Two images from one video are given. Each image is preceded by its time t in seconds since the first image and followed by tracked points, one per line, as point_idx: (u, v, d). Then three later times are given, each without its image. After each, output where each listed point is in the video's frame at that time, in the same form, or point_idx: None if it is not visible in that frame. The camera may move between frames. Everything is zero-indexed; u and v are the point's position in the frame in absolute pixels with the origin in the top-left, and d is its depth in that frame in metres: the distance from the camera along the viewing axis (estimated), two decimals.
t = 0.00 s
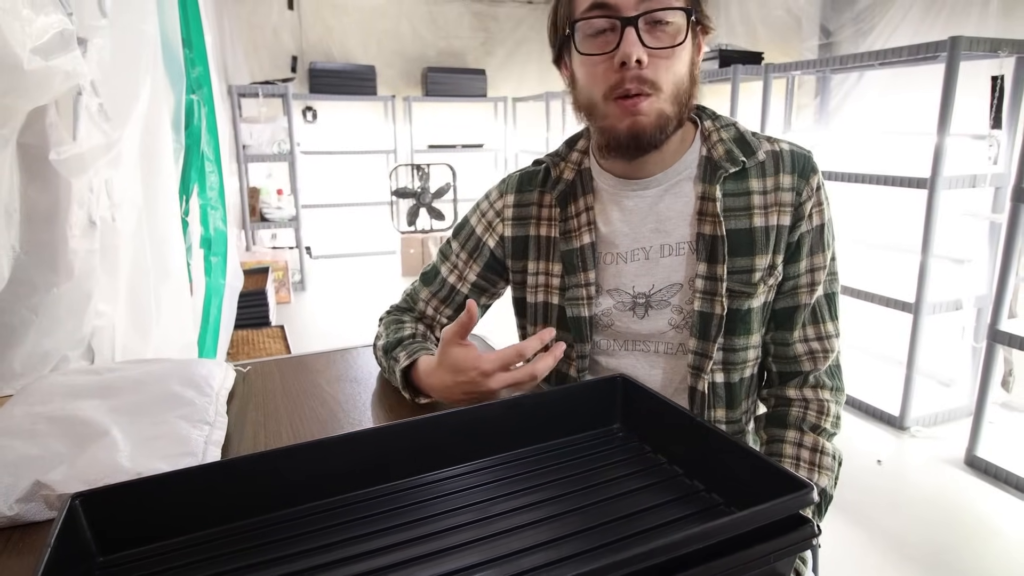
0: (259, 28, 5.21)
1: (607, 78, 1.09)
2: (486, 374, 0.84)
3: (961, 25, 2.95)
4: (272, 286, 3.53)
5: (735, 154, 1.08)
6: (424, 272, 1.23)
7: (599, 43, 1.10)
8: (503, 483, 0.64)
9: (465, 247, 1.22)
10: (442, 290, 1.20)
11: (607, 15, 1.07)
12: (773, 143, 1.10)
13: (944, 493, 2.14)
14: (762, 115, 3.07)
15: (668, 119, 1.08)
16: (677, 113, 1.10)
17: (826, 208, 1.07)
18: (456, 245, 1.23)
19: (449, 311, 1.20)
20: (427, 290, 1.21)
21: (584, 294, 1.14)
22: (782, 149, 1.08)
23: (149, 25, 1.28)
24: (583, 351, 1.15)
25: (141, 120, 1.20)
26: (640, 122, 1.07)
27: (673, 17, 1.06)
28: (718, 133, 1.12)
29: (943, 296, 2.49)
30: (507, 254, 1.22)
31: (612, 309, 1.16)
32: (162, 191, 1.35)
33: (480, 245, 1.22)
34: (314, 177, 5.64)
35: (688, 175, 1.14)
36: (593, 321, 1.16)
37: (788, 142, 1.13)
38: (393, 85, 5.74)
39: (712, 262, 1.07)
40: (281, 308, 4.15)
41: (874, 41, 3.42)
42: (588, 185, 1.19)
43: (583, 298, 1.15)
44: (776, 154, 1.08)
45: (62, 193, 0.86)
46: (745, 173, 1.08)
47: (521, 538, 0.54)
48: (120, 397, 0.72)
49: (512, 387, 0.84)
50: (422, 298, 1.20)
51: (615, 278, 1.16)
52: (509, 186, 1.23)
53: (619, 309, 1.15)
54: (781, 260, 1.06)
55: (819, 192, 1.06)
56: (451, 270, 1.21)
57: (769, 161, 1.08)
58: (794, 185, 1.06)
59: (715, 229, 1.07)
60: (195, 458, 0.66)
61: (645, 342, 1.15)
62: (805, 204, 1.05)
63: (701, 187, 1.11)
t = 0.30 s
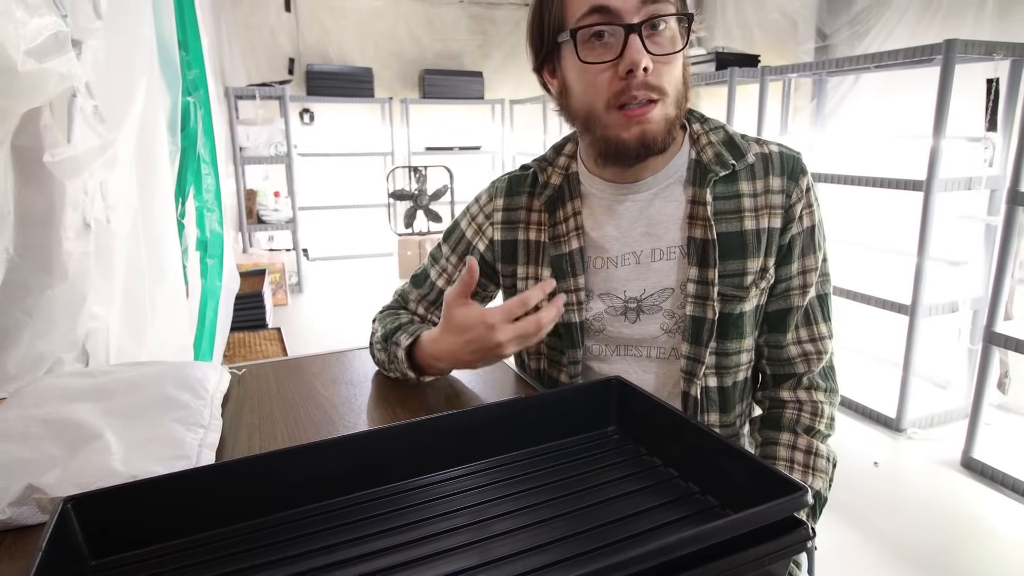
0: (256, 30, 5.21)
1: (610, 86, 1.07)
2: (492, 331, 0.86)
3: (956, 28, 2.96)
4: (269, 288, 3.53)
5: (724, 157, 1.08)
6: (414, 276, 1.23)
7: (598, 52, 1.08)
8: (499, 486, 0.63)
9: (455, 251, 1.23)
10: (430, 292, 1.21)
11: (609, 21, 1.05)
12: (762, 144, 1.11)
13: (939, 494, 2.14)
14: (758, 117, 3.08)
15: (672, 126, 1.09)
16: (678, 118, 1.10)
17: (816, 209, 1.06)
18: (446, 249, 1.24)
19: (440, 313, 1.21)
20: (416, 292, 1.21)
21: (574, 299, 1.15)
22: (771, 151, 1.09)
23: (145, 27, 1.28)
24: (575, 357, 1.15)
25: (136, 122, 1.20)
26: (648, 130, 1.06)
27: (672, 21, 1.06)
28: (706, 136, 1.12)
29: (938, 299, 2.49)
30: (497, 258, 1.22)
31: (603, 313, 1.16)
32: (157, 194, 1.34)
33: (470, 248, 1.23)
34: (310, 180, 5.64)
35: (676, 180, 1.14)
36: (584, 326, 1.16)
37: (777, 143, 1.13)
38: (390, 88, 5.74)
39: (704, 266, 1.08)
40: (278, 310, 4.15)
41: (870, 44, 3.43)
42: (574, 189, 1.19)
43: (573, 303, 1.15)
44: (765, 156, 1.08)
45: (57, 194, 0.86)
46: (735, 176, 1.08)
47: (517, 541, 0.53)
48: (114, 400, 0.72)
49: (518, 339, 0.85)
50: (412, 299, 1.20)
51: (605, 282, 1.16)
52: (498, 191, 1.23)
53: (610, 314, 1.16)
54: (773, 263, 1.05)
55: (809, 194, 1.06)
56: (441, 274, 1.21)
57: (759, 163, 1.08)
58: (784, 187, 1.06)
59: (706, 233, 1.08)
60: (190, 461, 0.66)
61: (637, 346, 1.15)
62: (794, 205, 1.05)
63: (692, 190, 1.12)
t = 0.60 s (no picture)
0: (253, 29, 5.20)
1: (570, 103, 1.07)
2: (461, 241, 1.01)
3: (952, 26, 2.97)
4: (266, 287, 3.52)
5: (709, 158, 1.08)
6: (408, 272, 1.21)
7: (558, 69, 1.07)
8: (495, 483, 0.63)
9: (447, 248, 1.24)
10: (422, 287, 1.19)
11: (566, 38, 1.04)
12: (748, 143, 1.11)
13: (936, 492, 2.15)
14: (755, 115, 3.08)
15: (636, 140, 1.08)
16: (644, 130, 1.09)
17: (804, 208, 1.06)
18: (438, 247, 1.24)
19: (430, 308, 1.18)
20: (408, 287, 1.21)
21: (562, 300, 1.15)
22: (758, 150, 1.09)
23: (139, 25, 1.27)
24: (565, 357, 1.15)
25: (130, 120, 1.20)
26: (610, 147, 1.07)
27: (632, 35, 1.04)
28: (691, 137, 1.12)
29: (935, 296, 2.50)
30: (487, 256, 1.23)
31: (592, 314, 1.16)
32: (152, 193, 1.34)
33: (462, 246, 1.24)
34: (307, 179, 5.63)
35: (660, 180, 1.14)
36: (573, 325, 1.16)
37: (764, 141, 1.13)
38: (387, 86, 5.74)
39: (690, 267, 1.08)
40: (275, 309, 4.14)
41: (866, 42, 3.43)
42: (559, 189, 1.19)
43: (561, 303, 1.15)
44: (751, 155, 1.08)
45: (50, 194, 0.85)
46: (720, 176, 1.08)
47: (512, 539, 0.53)
48: (110, 398, 0.71)
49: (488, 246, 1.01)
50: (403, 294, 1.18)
51: (593, 282, 1.17)
52: (488, 190, 1.25)
53: (599, 315, 1.16)
54: (761, 263, 1.06)
55: (797, 192, 1.06)
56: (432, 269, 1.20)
57: (745, 162, 1.08)
58: (770, 186, 1.06)
59: (692, 234, 1.08)
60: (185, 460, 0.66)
61: (626, 346, 1.15)
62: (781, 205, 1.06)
63: (676, 192, 1.12)
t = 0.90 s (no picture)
0: (250, 30, 5.20)
1: (563, 102, 1.07)
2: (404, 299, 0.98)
3: (947, 28, 2.98)
4: (263, 289, 3.51)
5: (700, 161, 1.09)
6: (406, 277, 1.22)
7: (549, 69, 1.07)
8: (492, 485, 0.63)
9: (443, 250, 1.24)
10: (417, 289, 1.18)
11: (556, 38, 1.04)
12: (740, 146, 1.11)
13: (934, 493, 2.15)
14: (752, 116, 3.08)
15: (631, 137, 1.08)
16: (638, 126, 1.10)
17: (797, 210, 1.06)
18: (434, 249, 1.24)
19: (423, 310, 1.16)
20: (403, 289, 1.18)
21: (555, 302, 1.15)
22: (749, 153, 1.09)
23: (134, 26, 1.27)
24: (559, 359, 1.15)
25: (126, 122, 1.20)
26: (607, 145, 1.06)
27: (621, 31, 1.04)
28: (683, 141, 1.13)
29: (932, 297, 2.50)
30: (482, 259, 1.23)
31: (585, 317, 1.16)
32: (148, 195, 1.34)
33: (457, 249, 1.25)
34: (304, 181, 5.62)
35: (652, 183, 1.13)
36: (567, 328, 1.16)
37: (756, 144, 1.13)
38: (384, 88, 5.74)
39: (682, 271, 1.08)
40: (273, 311, 4.13)
41: (863, 44, 3.44)
42: (552, 191, 1.19)
43: (554, 306, 1.15)
44: (743, 158, 1.08)
45: (45, 196, 0.85)
46: (712, 179, 1.08)
47: (509, 541, 0.53)
48: (104, 401, 0.71)
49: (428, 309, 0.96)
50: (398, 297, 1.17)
51: (586, 285, 1.17)
52: (482, 193, 1.24)
53: (593, 318, 1.16)
54: (754, 266, 1.06)
55: (789, 194, 1.06)
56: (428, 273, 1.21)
57: (737, 166, 1.08)
58: (762, 190, 1.06)
59: (683, 238, 1.07)
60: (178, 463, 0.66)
61: (619, 349, 1.15)
62: (773, 207, 1.06)
63: (669, 195, 1.12)
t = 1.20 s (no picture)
0: (247, 29, 5.19)
1: (555, 105, 1.08)
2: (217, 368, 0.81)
3: (943, 27, 2.98)
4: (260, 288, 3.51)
5: (697, 160, 1.08)
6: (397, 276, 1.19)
7: (542, 70, 1.07)
8: (489, 483, 0.63)
9: (437, 249, 1.22)
10: (410, 287, 1.15)
11: (550, 40, 1.03)
12: (737, 144, 1.11)
13: (931, 490, 2.15)
14: (749, 115, 3.08)
15: (622, 142, 1.08)
16: (631, 131, 1.10)
17: (794, 209, 1.06)
18: (428, 248, 1.22)
19: (416, 308, 1.13)
20: (395, 289, 1.15)
21: (552, 301, 1.15)
22: (746, 151, 1.09)
23: (130, 24, 1.27)
24: (556, 358, 1.15)
25: (121, 119, 1.19)
26: (597, 149, 1.07)
27: (616, 35, 1.03)
28: (680, 138, 1.13)
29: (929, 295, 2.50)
30: (476, 258, 1.22)
31: (582, 315, 1.16)
32: (144, 193, 1.33)
33: (451, 248, 1.22)
34: (302, 179, 5.61)
35: (648, 181, 1.14)
36: (564, 327, 1.16)
37: (753, 142, 1.13)
38: (382, 86, 5.73)
39: (679, 269, 1.08)
40: (270, 310, 4.12)
41: (860, 43, 3.44)
42: (549, 189, 1.19)
43: (551, 305, 1.16)
44: (740, 157, 1.09)
45: (41, 195, 0.85)
46: (710, 177, 1.08)
47: (506, 538, 0.53)
48: (99, 399, 0.71)
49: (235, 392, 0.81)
50: (388, 296, 1.13)
51: (582, 283, 1.17)
52: (477, 191, 1.24)
53: (590, 316, 1.16)
54: (751, 264, 1.06)
55: (786, 193, 1.06)
56: (423, 271, 1.18)
57: (734, 164, 1.08)
58: (760, 188, 1.06)
59: (681, 236, 1.07)
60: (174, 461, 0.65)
61: (616, 348, 1.15)
62: (771, 206, 1.06)
63: (665, 193, 1.12)
